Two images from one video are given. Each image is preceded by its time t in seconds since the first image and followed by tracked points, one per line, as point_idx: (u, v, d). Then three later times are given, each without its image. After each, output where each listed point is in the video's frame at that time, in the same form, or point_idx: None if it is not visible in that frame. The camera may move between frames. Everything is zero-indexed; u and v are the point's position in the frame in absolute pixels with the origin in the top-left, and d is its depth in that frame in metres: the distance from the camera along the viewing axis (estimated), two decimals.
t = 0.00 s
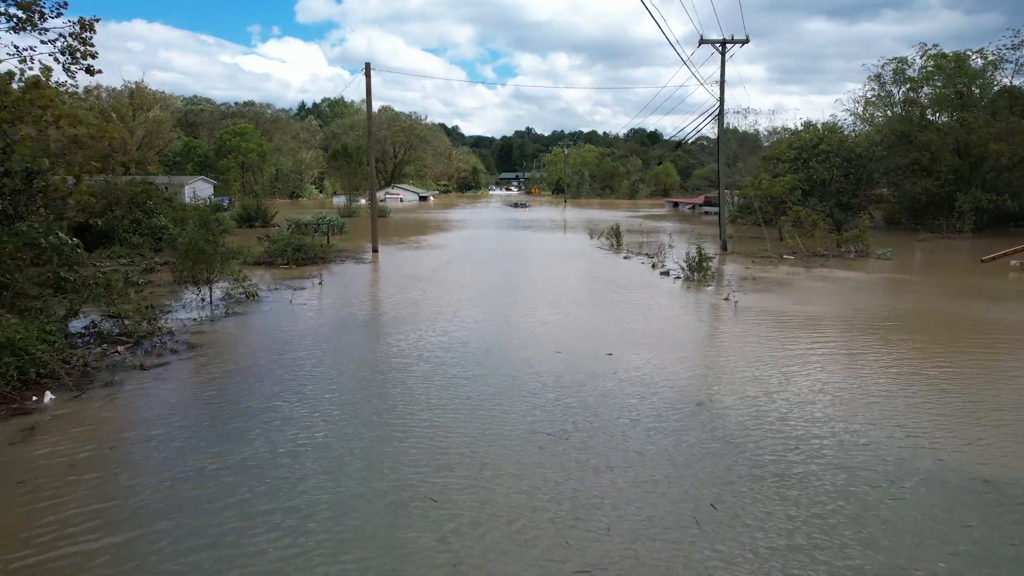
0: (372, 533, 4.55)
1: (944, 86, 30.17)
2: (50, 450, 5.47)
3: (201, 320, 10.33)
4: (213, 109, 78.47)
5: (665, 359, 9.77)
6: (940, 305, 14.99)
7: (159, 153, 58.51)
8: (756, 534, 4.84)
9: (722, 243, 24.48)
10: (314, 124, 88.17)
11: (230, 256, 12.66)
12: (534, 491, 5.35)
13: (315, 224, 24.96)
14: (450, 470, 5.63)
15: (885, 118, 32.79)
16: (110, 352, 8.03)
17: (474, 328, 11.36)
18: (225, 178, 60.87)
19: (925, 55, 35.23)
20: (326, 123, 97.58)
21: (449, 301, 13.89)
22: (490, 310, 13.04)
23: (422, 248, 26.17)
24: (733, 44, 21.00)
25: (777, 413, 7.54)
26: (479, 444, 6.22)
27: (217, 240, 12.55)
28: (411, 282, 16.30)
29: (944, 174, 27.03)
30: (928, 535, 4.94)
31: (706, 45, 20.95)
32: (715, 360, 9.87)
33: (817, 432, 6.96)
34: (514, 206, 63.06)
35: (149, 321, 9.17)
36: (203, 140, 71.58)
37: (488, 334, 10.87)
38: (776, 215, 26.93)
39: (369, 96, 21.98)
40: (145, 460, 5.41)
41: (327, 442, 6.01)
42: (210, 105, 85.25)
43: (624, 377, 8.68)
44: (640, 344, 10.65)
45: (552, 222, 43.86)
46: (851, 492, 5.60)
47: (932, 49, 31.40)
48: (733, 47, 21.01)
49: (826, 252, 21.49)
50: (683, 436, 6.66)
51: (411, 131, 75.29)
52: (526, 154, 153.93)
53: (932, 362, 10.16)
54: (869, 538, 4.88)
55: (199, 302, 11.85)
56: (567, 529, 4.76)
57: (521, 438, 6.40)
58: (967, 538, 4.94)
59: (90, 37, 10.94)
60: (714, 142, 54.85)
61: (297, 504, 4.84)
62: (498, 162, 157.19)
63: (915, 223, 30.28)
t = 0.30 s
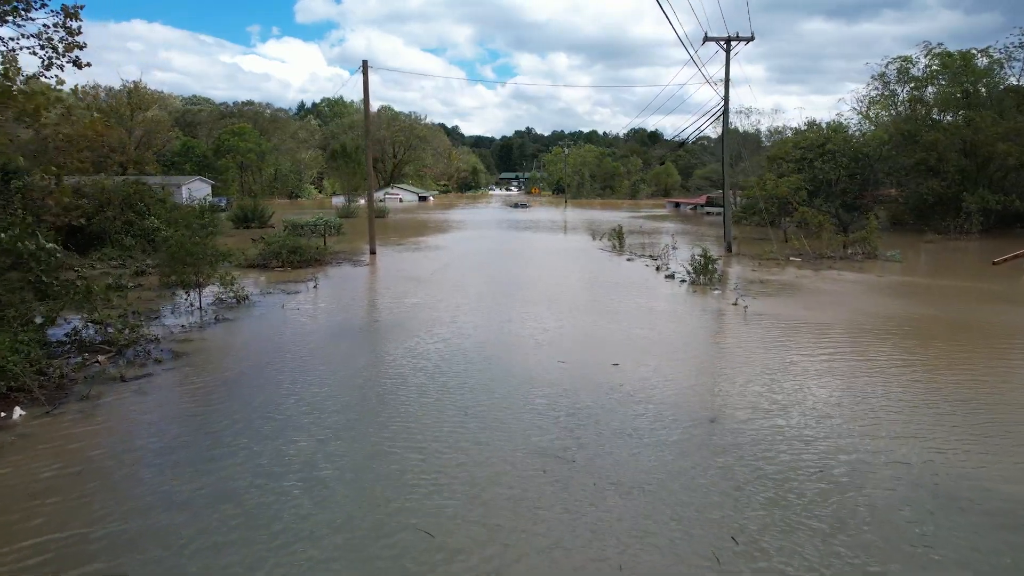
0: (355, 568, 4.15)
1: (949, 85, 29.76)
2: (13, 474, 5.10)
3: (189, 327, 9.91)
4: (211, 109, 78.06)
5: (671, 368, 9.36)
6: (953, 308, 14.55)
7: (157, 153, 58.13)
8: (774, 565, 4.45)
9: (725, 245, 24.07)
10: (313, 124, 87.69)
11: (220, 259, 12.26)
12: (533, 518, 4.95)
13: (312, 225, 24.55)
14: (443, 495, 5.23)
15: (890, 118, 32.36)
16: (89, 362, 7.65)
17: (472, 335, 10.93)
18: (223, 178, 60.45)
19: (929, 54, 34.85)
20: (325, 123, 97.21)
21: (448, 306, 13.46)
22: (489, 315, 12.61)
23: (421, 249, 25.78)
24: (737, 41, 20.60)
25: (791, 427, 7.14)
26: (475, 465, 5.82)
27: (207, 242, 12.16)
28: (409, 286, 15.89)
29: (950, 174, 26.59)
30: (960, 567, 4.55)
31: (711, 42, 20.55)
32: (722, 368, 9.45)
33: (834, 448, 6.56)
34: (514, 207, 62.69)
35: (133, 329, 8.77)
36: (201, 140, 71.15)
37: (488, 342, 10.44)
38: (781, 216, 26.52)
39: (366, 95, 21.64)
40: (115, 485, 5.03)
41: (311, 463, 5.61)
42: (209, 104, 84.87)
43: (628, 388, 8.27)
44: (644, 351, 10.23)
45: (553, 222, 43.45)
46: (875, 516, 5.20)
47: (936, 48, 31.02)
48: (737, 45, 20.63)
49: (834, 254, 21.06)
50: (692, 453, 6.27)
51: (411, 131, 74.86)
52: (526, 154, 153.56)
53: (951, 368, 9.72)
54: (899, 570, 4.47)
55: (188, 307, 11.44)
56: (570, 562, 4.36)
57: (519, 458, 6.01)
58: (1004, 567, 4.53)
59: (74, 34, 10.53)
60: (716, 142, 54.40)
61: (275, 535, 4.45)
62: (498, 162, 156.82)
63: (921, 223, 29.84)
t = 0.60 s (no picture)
0: None
1: (955, 84, 29.35)
2: None
3: (175, 333, 9.52)
4: (210, 109, 77.66)
5: (679, 375, 8.94)
6: (965, 312, 14.13)
7: (155, 153, 57.72)
8: None
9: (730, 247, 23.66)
10: (313, 124, 87.31)
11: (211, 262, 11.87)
12: (533, 546, 4.56)
13: (309, 226, 24.15)
14: (441, 523, 4.83)
15: (895, 117, 31.94)
16: (66, 374, 7.25)
17: (472, 340, 10.52)
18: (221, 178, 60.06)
19: (934, 54, 34.44)
20: (325, 122, 96.85)
21: (447, 310, 13.04)
22: (488, 319, 12.19)
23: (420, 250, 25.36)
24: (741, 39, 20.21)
25: (810, 438, 6.72)
26: (476, 489, 5.41)
27: (199, 244, 11.78)
28: (407, 288, 15.48)
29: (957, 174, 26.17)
30: None
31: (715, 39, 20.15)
32: (733, 375, 9.02)
33: (857, 462, 6.15)
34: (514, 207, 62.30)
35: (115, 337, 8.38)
36: (200, 139, 70.76)
37: (487, 349, 10.02)
38: (784, 217, 26.13)
39: (364, 94, 21.26)
40: (83, 516, 4.64)
41: (298, 488, 5.21)
42: (208, 104, 84.47)
43: (636, 398, 7.86)
44: (651, 357, 9.81)
45: (553, 222, 43.05)
46: (909, 541, 4.79)
47: (941, 47, 30.62)
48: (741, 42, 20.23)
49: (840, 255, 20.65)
50: (707, 471, 5.86)
51: (411, 131, 74.49)
52: (527, 154, 153.17)
53: (971, 373, 9.27)
54: None
55: (177, 312, 11.05)
56: None
57: (522, 480, 5.60)
58: None
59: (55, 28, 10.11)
60: (717, 143, 54.00)
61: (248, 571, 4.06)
62: (498, 162, 156.42)
63: (926, 224, 29.42)
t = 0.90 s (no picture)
0: None
1: (962, 82, 28.93)
2: None
3: (161, 340, 9.13)
4: (209, 108, 77.27)
5: (688, 384, 8.52)
6: (980, 315, 13.71)
7: (154, 153, 57.41)
8: None
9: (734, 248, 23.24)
10: (313, 124, 86.91)
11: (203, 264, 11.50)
12: None
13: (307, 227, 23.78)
14: (436, 557, 4.41)
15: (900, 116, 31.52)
16: (40, 386, 6.89)
17: (470, 347, 10.09)
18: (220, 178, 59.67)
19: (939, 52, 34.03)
20: (324, 122, 96.46)
21: (446, 314, 12.62)
22: (486, 323, 11.78)
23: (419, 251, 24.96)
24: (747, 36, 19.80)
25: (833, 455, 6.28)
26: (474, 516, 4.98)
27: (188, 246, 11.39)
28: (405, 291, 15.08)
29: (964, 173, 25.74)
30: None
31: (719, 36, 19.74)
32: (745, 384, 8.59)
33: (889, 483, 5.70)
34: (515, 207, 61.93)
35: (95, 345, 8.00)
36: (198, 139, 70.38)
37: (487, 356, 9.62)
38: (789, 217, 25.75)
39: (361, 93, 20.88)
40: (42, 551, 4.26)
41: (279, 518, 4.77)
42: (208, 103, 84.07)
43: (644, 411, 7.44)
44: (656, 365, 9.40)
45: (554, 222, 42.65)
46: None
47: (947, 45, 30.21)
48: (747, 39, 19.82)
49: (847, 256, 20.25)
50: (722, 494, 5.46)
51: (410, 131, 74.12)
52: (527, 154, 152.76)
53: (991, 381, 8.86)
54: None
55: (165, 317, 10.65)
56: None
57: (524, 506, 5.16)
58: None
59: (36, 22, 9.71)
60: (719, 142, 53.59)
61: None
62: (499, 162, 156.01)
63: (933, 224, 28.99)
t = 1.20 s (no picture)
0: None
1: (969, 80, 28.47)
2: None
3: (145, 347, 8.72)
4: (208, 108, 76.96)
5: (699, 394, 8.10)
6: (996, 318, 13.25)
7: (152, 152, 57.13)
8: None
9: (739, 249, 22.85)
10: (312, 123, 86.56)
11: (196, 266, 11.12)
12: None
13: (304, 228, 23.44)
14: None
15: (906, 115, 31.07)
16: (14, 399, 6.54)
17: (470, 353, 9.68)
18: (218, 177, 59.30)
19: (945, 50, 33.58)
20: (325, 121, 96.06)
21: (445, 318, 12.18)
22: (487, 328, 11.37)
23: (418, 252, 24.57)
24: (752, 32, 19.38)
25: (860, 475, 5.85)
26: (473, 546, 4.55)
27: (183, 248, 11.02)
28: (403, 294, 14.67)
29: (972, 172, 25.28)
30: None
31: (724, 33, 19.33)
32: (759, 394, 8.16)
33: (918, 505, 5.29)
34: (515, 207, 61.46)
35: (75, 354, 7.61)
36: (197, 138, 70.05)
37: (487, 363, 9.22)
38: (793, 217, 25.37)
39: (359, 91, 20.53)
40: None
41: (261, 551, 4.35)
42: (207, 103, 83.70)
43: (655, 424, 7.02)
44: (665, 373, 8.98)
45: (556, 222, 42.24)
46: None
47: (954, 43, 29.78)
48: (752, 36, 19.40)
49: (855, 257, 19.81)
50: (736, 517, 5.07)
51: (410, 130, 73.77)
52: (528, 154, 152.36)
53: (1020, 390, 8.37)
54: None
55: (152, 322, 10.24)
56: None
57: (530, 536, 4.73)
58: None
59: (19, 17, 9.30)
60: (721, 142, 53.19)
61: None
62: (499, 162, 155.63)
63: (940, 224, 28.53)
